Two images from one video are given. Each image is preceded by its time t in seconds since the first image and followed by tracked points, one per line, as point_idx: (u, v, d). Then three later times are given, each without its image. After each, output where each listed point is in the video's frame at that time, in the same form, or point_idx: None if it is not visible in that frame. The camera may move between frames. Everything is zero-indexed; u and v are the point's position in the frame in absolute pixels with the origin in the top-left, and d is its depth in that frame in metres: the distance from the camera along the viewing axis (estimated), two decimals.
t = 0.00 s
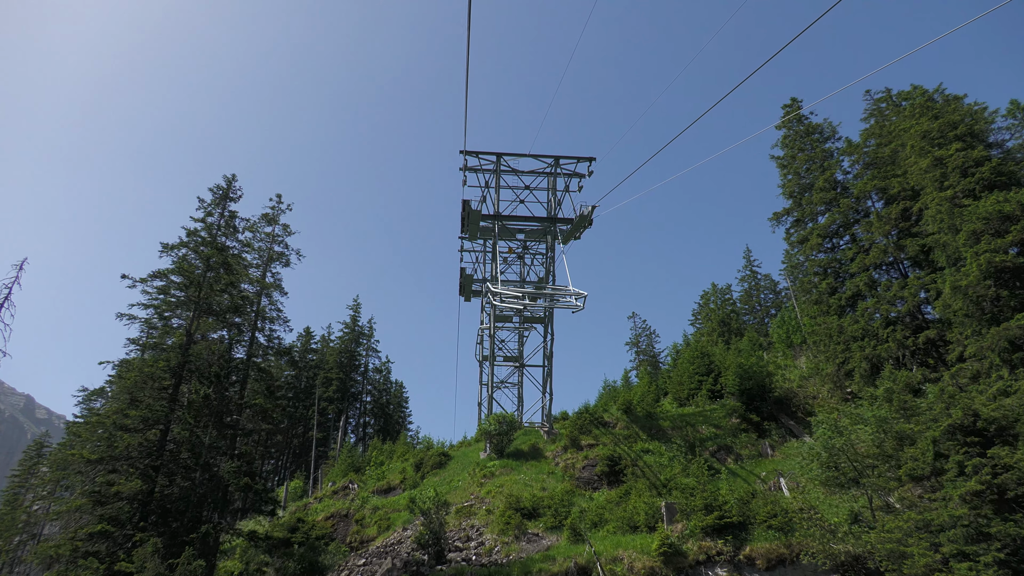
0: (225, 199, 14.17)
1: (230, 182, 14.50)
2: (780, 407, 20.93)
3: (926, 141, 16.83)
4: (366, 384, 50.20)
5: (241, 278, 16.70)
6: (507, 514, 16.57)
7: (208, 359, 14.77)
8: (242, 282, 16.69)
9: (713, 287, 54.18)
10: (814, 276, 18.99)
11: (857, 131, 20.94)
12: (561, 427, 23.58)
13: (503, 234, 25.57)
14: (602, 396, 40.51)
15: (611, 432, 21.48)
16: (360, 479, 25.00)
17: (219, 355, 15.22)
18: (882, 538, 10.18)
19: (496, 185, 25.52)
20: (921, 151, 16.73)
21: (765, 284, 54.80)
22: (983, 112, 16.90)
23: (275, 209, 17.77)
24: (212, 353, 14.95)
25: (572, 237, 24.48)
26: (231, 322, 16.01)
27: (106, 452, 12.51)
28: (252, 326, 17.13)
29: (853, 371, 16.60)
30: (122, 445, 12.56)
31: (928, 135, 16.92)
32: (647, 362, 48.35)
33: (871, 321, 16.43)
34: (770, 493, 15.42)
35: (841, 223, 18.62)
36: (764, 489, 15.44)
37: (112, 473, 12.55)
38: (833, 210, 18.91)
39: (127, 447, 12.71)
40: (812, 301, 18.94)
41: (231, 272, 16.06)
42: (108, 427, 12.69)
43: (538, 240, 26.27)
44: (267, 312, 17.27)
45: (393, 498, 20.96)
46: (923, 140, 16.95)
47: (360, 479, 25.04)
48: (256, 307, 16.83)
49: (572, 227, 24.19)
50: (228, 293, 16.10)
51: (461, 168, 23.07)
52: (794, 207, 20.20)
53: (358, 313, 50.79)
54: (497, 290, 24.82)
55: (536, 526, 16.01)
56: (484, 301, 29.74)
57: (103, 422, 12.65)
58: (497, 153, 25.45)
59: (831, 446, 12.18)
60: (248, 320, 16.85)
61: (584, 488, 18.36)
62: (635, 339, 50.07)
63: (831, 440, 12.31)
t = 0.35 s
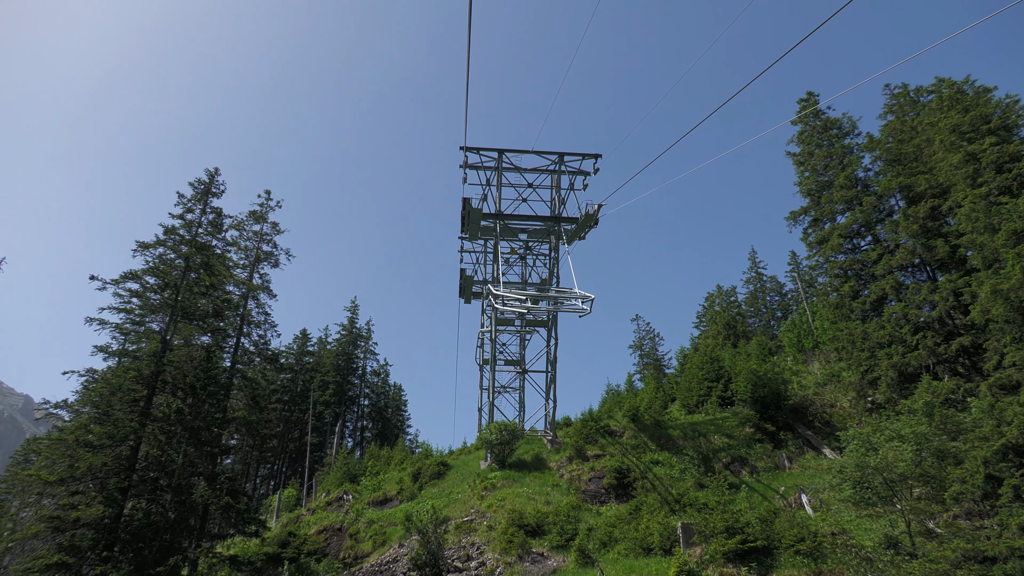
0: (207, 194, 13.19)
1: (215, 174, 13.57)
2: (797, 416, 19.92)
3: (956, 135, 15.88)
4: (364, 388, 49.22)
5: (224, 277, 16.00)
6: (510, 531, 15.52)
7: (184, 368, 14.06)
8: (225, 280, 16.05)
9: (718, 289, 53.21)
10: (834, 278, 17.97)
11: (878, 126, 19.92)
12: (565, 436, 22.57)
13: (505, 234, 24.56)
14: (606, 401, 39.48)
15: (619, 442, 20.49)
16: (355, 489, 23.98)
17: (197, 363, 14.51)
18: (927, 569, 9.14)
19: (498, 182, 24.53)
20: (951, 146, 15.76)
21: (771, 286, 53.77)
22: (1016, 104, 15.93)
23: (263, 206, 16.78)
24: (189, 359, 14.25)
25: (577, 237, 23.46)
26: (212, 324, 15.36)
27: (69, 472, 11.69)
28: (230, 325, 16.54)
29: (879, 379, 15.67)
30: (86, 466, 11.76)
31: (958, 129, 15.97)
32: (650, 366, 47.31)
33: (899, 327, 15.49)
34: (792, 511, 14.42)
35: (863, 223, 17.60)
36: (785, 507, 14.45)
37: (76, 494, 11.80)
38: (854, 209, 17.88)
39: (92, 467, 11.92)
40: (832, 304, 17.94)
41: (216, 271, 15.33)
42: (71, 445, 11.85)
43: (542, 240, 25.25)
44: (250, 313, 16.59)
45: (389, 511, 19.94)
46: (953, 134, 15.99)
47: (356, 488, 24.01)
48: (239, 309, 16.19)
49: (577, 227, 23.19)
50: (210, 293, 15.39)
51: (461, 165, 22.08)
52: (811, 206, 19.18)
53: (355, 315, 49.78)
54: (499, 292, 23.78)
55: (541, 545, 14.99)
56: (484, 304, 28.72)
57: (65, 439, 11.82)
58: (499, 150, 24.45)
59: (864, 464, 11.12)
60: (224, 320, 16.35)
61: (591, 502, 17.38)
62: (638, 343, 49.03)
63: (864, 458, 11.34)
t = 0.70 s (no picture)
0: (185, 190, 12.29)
1: (195, 170, 12.88)
2: (815, 424, 18.90)
3: (989, 127, 14.91)
4: (362, 392, 48.22)
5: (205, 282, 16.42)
6: (513, 550, 14.52)
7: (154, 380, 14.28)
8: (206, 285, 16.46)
9: (722, 289, 52.23)
10: (856, 279, 16.96)
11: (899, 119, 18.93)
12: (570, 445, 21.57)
13: (507, 233, 23.53)
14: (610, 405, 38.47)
15: (627, 452, 19.50)
16: (351, 500, 22.96)
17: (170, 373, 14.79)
18: None
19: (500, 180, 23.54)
20: (983, 139, 14.81)
21: (776, 287, 52.81)
22: None
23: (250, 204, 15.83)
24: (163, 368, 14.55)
25: (582, 236, 22.46)
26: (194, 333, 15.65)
27: (25, 498, 11.91)
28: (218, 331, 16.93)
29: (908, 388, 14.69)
30: (40, 491, 11.95)
31: (991, 120, 15.02)
32: (654, 369, 46.30)
33: (929, 332, 14.50)
34: (817, 530, 13.42)
35: (886, 221, 16.57)
36: (810, 526, 13.45)
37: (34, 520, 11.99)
38: (876, 206, 16.87)
39: (48, 492, 12.09)
40: (854, 308, 16.94)
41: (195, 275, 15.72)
42: (26, 468, 12.09)
43: (545, 240, 24.25)
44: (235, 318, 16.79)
45: (386, 525, 18.96)
46: (985, 126, 15.03)
47: (351, 499, 22.99)
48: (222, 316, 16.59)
49: (582, 226, 22.19)
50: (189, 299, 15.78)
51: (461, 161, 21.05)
52: (829, 204, 18.18)
53: (353, 317, 48.77)
54: (501, 295, 22.77)
55: (547, 566, 14.00)
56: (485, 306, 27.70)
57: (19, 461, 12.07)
58: (501, 146, 23.44)
59: (906, 485, 10.12)
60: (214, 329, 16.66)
61: (599, 517, 16.38)
62: (642, 345, 48.01)
63: (904, 477, 10.32)
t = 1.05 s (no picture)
0: (159, 184, 11.36)
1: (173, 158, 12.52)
2: (835, 431, 17.89)
3: None
4: (359, 394, 47.30)
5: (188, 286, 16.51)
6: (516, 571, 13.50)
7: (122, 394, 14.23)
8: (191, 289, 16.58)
9: (726, 288, 51.33)
10: (881, 278, 15.95)
11: (922, 109, 17.98)
12: (575, 452, 20.57)
13: (508, 230, 22.54)
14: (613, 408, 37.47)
15: (636, 461, 18.50)
16: (345, 511, 21.93)
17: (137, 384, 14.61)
18: None
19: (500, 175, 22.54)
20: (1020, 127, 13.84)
21: (781, 286, 51.86)
22: None
23: (235, 199, 14.84)
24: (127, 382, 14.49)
25: (587, 233, 21.49)
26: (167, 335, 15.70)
27: None
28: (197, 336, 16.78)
29: (942, 395, 13.69)
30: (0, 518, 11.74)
31: None
32: (658, 369, 45.32)
33: (964, 335, 13.52)
34: (847, 550, 12.40)
35: (912, 217, 15.58)
36: (839, 546, 12.43)
37: None
38: (901, 200, 15.88)
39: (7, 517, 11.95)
40: (879, 308, 15.94)
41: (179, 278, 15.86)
42: None
43: (547, 238, 23.25)
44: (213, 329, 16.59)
45: (382, 540, 17.96)
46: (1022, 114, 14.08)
47: (346, 510, 21.97)
48: (202, 320, 16.56)
49: (587, 223, 21.22)
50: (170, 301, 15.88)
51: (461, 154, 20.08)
52: (850, 198, 17.17)
53: (349, 318, 47.81)
54: (503, 296, 21.75)
55: None
56: (485, 307, 26.67)
57: None
58: (501, 139, 22.45)
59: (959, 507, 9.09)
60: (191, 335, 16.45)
61: (608, 532, 15.38)
62: (645, 345, 47.05)
63: (953, 497, 9.30)
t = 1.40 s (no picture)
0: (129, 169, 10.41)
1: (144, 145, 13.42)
2: (857, 435, 16.92)
3: None
4: (356, 393, 46.38)
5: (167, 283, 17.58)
6: None
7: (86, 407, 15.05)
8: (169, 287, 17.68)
9: (731, 284, 50.40)
10: (909, 274, 14.96)
11: (949, 94, 16.95)
12: (580, 458, 19.61)
13: (509, 224, 21.49)
14: (617, 407, 36.55)
15: (645, 468, 17.54)
16: (339, 518, 20.98)
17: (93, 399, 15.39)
18: None
19: (500, 168, 21.51)
20: None
21: (786, 281, 50.95)
22: None
23: (215, 191, 13.86)
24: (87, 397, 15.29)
25: (593, 227, 20.47)
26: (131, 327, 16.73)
27: None
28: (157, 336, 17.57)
29: (980, 400, 12.71)
30: None
31: None
32: (661, 367, 44.38)
33: (1005, 336, 12.54)
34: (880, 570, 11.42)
35: (942, 209, 14.61)
36: (871, 566, 11.45)
37: None
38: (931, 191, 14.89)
39: None
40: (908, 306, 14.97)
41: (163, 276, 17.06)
42: None
43: (550, 232, 22.23)
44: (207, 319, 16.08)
45: (377, 551, 17.02)
46: None
47: (339, 518, 21.01)
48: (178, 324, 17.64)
49: (593, 217, 20.20)
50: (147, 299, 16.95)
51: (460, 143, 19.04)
52: (873, 188, 16.17)
53: (346, 315, 46.85)
54: (504, 293, 20.72)
55: None
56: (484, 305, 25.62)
57: None
58: (502, 129, 21.38)
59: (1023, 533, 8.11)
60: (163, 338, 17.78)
61: (617, 546, 14.43)
62: (648, 342, 46.09)
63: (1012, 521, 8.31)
